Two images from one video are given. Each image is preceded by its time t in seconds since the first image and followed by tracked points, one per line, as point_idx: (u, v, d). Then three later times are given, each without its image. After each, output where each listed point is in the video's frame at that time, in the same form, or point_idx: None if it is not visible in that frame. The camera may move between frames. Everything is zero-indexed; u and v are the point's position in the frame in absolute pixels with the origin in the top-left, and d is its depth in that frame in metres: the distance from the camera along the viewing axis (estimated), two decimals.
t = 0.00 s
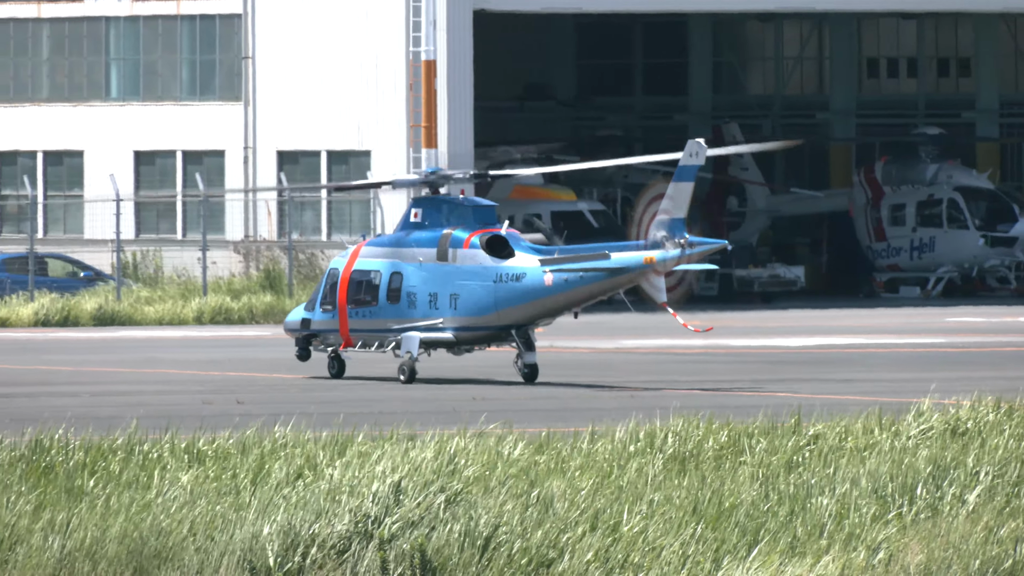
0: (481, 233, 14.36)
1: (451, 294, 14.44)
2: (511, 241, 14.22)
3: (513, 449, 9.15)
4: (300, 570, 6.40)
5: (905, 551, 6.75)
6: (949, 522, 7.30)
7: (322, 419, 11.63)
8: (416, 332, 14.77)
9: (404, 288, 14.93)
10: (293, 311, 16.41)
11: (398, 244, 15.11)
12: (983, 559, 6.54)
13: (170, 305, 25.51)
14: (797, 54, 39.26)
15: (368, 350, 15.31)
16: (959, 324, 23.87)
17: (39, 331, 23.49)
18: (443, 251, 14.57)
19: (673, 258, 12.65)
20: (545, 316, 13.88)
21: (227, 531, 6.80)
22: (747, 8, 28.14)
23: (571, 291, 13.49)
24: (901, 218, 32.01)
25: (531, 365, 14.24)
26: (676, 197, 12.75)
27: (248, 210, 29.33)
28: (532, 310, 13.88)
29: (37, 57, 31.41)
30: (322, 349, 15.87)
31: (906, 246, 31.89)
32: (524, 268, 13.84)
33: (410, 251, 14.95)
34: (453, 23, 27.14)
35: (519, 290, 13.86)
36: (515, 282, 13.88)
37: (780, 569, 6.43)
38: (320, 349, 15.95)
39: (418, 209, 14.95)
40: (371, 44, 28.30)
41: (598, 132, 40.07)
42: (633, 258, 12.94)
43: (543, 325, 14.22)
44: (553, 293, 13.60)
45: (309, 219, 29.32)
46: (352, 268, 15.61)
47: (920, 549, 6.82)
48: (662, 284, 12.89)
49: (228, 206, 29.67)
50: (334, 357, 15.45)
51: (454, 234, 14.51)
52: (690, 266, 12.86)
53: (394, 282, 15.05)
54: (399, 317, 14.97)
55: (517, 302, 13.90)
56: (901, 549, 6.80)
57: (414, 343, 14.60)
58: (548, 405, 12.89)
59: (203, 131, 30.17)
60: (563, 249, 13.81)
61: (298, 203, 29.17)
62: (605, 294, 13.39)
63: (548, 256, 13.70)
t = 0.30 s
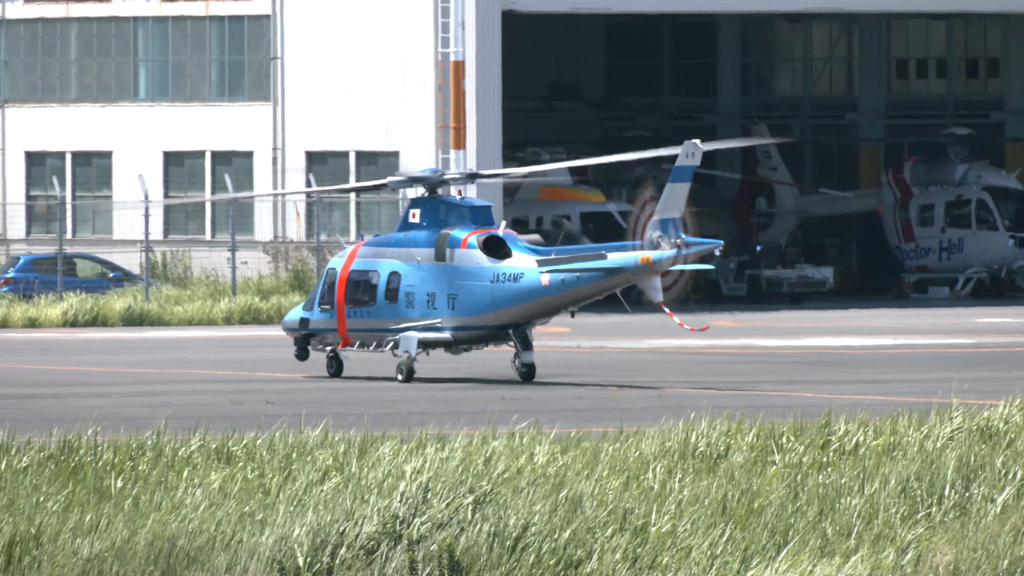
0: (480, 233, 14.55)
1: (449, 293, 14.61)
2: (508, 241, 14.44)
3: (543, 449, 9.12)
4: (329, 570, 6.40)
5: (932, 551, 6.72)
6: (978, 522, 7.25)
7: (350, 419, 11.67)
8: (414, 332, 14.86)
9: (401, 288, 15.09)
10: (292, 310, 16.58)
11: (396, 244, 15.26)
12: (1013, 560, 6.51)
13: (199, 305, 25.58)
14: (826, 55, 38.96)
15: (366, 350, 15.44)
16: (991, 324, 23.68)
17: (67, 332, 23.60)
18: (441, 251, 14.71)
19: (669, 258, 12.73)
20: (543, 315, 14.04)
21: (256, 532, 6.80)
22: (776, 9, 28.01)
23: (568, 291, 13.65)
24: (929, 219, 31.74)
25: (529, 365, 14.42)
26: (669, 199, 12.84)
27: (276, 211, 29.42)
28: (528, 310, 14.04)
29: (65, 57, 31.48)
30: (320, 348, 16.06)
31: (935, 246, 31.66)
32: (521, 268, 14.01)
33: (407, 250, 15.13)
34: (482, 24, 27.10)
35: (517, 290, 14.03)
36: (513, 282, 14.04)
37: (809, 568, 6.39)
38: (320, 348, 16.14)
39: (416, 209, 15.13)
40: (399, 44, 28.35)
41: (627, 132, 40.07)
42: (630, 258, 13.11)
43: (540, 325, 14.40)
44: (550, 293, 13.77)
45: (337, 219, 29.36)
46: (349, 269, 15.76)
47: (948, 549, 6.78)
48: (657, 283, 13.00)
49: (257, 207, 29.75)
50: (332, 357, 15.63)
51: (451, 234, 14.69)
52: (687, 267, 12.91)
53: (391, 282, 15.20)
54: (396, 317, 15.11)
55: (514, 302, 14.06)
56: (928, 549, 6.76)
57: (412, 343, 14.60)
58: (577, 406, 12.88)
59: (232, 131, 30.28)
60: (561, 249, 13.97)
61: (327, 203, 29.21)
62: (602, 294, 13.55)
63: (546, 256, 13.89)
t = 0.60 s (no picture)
0: (476, 233, 14.55)
1: (446, 292, 14.63)
2: (505, 240, 14.47)
3: (573, 450, 9.05)
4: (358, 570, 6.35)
5: (962, 551, 6.63)
6: (1010, 524, 7.14)
7: (380, 419, 11.65)
8: (412, 331, 14.93)
9: (399, 287, 15.14)
10: (294, 310, 16.61)
11: (396, 244, 15.30)
12: None
13: (229, 305, 25.67)
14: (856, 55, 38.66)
15: (365, 348, 15.50)
16: None
17: (98, 333, 23.71)
18: (438, 251, 14.76)
19: (664, 257, 12.89)
20: (539, 314, 14.06)
21: (286, 531, 6.78)
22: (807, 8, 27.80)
23: (564, 290, 13.70)
24: (959, 219, 31.45)
25: (529, 363, 14.58)
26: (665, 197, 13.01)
27: (306, 210, 29.47)
28: (525, 309, 14.08)
29: (95, 57, 31.54)
30: (320, 348, 16.08)
31: (965, 246, 31.40)
32: (517, 267, 14.05)
33: (405, 250, 15.17)
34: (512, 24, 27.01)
35: (513, 289, 14.05)
36: (510, 281, 14.06)
37: (838, 568, 6.31)
38: (320, 347, 16.13)
39: (415, 209, 15.10)
40: (429, 42, 28.31)
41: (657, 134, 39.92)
42: (625, 257, 13.23)
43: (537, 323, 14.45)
44: (546, 291, 13.81)
45: (367, 220, 29.35)
46: (349, 268, 15.84)
47: (978, 549, 6.69)
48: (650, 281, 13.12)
49: (287, 206, 29.82)
50: (333, 356, 15.67)
51: (449, 234, 14.70)
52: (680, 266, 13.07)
53: (390, 281, 15.26)
54: (394, 316, 15.17)
55: (511, 300, 14.08)
56: (958, 549, 6.67)
57: (411, 341, 14.76)
58: (607, 406, 12.80)
59: (262, 131, 30.39)
60: (557, 247, 14.05)
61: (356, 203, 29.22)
62: (598, 293, 13.64)
63: (541, 256, 13.97)
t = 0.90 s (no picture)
0: (477, 230, 14.63)
1: (446, 291, 14.71)
2: (505, 237, 14.51)
3: (605, 449, 9.00)
4: (390, 569, 6.31)
5: (994, 551, 6.55)
6: None
7: (411, 418, 11.60)
8: (412, 329, 15.06)
9: (400, 285, 15.26)
10: (296, 309, 16.81)
11: (397, 242, 15.42)
12: None
13: (260, 304, 25.75)
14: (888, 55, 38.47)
15: (367, 347, 15.65)
16: None
17: (130, 332, 23.84)
18: (439, 249, 14.86)
19: (663, 254, 13.00)
20: (539, 312, 14.11)
21: (317, 531, 6.76)
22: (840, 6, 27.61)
23: (563, 288, 13.76)
24: (990, 219, 31.16)
25: (529, 361, 14.59)
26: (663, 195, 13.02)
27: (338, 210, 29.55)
28: (525, 307, 14.12)
29: (127, 57, 31.62)
30: (323, 346, 16.26)
31: (996, 245, 31.09)
32: (517, 264, 14.14)
33: (406, 249, 15.28)
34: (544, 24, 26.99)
35: (513, 287, 14.13)
36: (508, 279, 14.14)
37: (869, 569, 6.24)
38: (320, 346, 16.33)
39: (416, 209, 15.21)
40: (462, 42, 28.32)
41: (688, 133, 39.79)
42: (623, 254, 13.27)
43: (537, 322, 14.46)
44: (545, 289, 13.87)
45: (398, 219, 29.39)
46: (351, 266, 15.98)
47: (1010, 550, 6.61)
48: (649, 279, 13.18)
49: (318, 206, 29.90)
50: (336, 354, 15.77)
51: (449, 232, 14.79)
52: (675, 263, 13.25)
53: (391, 279, 15.38)
54: (395, 315, 15.28)
55: (510, 298, 14.16)
56: (990, 549, 6.60)
57: (411, 340, 14.86)
58: (639, 406, 12.71)
59: (293, 131, 30.50)
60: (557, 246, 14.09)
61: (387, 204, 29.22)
62: (596, 291, 13.67)
63: (540, 253, 14.01)
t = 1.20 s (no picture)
0: (478, 230, 14.72)
1: (446, 291, 14.79)
2: (506, 237, 14.59)
3: (635, 449, 8.93)
4: (422, 569, 6.27)
5: None
6: None
7: (444, 419, 11.59)
8: (414, 329, 15.08)
9: (403, 285, 15.30)
10: (298, 309, 16.89)
11: (399, 242, 15.45)
12: None
13: (290, 305, 25.82)
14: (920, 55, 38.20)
15: (369, 347, 15.66)
16: None
17: (162, 332, 23.97)
18: (440, 249, 14.93)
19: (660, 255, 12.97)
20: (538, 312, 14.18)
21: (350, 531, 6.73)
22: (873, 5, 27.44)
23: (562, 289, 13.80)
24: None
25: (529, 361, 14.65)
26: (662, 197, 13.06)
27: (369, 210, 29.61)
28: (525, 307, 14.20)
29: (159, 57, 31.74)
30: (324, 345, 16.36)
31: None
32: (517, 265, 14.19)
33: (407, 248, 15.34)
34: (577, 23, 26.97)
35: (513, 287, 14.20)
36: (509, 279, 14.22)
37: (901, 569, 6.18)
38: (324, 346, 16.43)
39: (418, 208, 15.29)
40: (494, 43, 28.38)
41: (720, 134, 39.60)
42: (622, 255, 13.29)
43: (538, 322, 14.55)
44: (544, 290, 13.93)
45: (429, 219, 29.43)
46: (354, 266, 16.02)
47: None
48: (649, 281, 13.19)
49: (349, 206, 29.98)
50: (338, 354, 15.82)
51: (450, 232, 14.88)
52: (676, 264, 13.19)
53: (393, 279, 15.42)
54: (397, 314, 15.31)
55: (510, 299, 14.22)
56: None
57: (412, 340, 14.86)
58: (672, 406, 12.62)
59: (325, 131, 30.59)
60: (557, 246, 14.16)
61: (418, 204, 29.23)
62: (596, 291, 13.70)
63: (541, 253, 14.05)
